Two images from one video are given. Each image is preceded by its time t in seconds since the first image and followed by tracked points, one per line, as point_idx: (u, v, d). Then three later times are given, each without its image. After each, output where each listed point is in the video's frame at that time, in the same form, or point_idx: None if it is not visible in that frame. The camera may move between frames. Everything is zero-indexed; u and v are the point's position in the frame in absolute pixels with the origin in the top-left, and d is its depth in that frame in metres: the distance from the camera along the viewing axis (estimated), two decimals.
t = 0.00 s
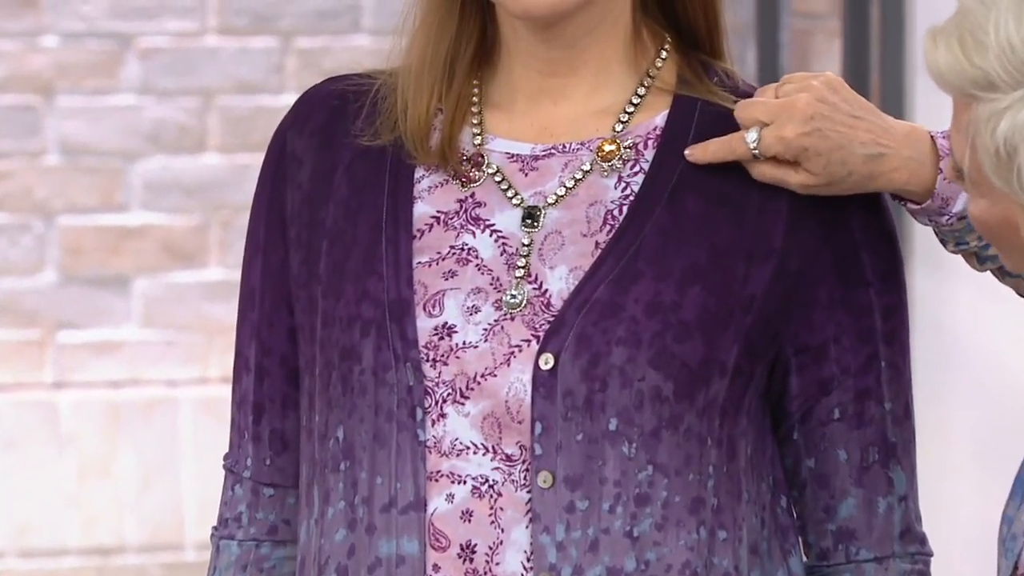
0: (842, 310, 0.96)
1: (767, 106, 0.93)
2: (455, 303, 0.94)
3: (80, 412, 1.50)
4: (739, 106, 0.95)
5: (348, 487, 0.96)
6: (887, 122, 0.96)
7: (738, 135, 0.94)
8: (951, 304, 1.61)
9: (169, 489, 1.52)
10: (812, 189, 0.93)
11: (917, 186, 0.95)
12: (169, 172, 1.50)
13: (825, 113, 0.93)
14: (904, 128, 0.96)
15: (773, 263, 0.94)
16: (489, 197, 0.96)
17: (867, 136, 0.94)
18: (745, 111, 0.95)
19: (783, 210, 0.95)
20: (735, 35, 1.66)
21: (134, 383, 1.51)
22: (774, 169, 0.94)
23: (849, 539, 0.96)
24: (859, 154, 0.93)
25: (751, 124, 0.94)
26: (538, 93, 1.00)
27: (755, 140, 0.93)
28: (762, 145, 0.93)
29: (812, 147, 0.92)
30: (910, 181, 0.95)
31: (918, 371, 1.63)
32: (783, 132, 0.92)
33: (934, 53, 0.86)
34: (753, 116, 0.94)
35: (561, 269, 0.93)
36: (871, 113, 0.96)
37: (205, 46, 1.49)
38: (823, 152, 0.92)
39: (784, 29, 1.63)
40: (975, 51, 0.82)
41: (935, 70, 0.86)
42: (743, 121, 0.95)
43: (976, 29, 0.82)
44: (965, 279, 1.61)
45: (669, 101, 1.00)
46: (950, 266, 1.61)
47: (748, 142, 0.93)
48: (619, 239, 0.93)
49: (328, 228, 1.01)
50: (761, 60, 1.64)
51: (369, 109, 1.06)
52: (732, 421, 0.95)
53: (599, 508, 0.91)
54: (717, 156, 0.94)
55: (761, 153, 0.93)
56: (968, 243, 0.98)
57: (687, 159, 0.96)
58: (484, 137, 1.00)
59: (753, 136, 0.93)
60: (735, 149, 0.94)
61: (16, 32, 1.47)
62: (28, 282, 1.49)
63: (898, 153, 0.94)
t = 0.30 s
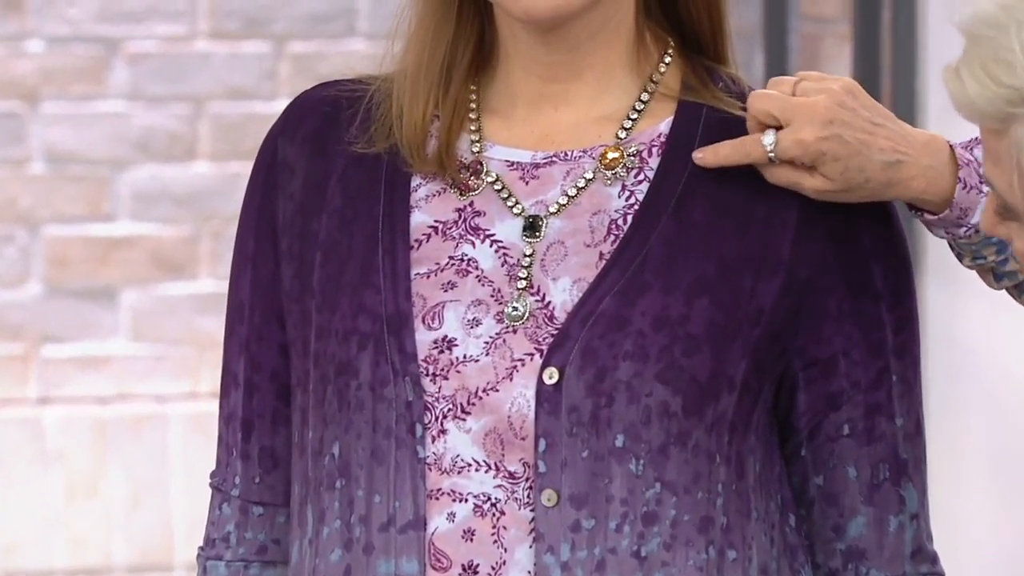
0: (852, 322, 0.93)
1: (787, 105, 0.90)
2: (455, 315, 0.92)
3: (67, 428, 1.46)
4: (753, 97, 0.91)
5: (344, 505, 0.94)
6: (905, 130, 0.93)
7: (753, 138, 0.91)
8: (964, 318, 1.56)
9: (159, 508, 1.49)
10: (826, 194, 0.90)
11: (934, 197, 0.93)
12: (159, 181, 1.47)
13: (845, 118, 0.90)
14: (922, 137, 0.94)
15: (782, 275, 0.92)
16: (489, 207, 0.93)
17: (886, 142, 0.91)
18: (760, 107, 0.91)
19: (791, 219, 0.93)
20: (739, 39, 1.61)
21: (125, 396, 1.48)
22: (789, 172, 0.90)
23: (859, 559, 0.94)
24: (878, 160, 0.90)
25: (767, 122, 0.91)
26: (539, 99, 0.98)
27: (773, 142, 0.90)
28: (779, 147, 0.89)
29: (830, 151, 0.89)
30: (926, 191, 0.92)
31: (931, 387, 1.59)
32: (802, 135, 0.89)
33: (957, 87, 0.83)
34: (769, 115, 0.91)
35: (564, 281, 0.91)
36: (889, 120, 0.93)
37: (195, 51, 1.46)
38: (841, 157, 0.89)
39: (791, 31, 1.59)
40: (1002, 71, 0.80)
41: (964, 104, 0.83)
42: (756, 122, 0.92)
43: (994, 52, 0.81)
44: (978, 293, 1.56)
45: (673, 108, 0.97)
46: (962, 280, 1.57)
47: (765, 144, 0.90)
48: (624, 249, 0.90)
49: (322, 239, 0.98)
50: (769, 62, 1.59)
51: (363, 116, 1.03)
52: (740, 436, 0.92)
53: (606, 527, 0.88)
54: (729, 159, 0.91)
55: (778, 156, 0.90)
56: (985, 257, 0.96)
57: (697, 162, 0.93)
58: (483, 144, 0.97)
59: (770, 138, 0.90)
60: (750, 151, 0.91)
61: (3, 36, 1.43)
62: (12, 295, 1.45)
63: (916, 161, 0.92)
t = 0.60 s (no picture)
0: (864, 334, 0.90)
1: (798, 109, 0.87)
2: (457, 328, 0.88)
3: (51, 444, 1.42)
4: (763, 98, 0.88)
5: (341, 524, 0.91)
6: (922, 130, 0.90)
7: (765, 143, 0.88)
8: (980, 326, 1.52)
9: (147, 526, 1.45)
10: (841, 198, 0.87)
11: (953, 199, 0.89)
12: (148, 189, 1.43)
13: (860, 121, 0.87)
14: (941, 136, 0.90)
15: (793, 285, 0.89)
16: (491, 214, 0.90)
17: (901, 144, 0.88)
18: (771, 111, 0.88)
19: (804, 227, 0.90)
20: (747, 42, 1.58)
21: (108, 413, 1.43)
22: (804, 175, 0.87)
23: None
24: (893, 164, 0.87)
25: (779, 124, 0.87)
26: (542, 103, 0.95)
27: (785, 149, 0.86)
28: (792, 155, 0.86)
29: (844, 156, 0.86)
30: (946, 194, 0.89)
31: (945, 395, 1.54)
32: (815, 139, 0.86)
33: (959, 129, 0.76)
34: (780, 119, 0.88)
35: (569, 291, 0.88)
36: (906, 120, 0.90)
37: (185, 54, 1.42)
38: (856, 162, 0.86)
39: (800, 32, 1.55)
40: (1008, 111, 0.73)
41: (968, 146, 0.76)
42: (768, 125, 0.89)
43: (997, 89, 0.74)
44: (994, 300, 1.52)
45: (679, 113, 0.94)
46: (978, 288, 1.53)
47: (778, 151, 0.87)
48: (631, 259, 0.87)
49: (316, 248, 0.95)
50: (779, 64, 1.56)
51: (359, 120, 0.99)
52: (751, 453, 0.89)
53: (614, 546, 0.85)
54: (741, 165, 0.88)
55: (791, 163, 0.87)
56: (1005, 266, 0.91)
57: (707, 167, 0.89)
58: (484, 150, 0.94)
59: (782, 143, 0.87)
60: (762, 157, 0.87)
61: None
62: None
63: (934, 163, 0.88)
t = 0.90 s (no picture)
0: (877, 343, 0.87)
1: (800, 125, 0.83)
2: (456, 337, 0.86)
3: (36, 457, 1.38)
4: (763, 114, 0.85)
5: (338, 538, 0.88)
6: (927, 144, 0.86)
7: (766, 162, 0.85)
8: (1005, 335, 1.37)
9: (135, 541, 1.42)
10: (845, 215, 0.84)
11: (958, 216, 0.86)
12: (136, 194, 1.38)
13: (863, 136, 0.84)
14: (946, 150, 0.87)
15: (804, 293, 0.86)
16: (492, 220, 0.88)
17: (906, 160, 0.85)
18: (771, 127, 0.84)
19: (815, 234, 0.87)
20: (756, 41, 1.56)
21: (95, 427, 1.39)
22: (806, 194, 0.84)
23: None
24: (898, 181, 0.84)
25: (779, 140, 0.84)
26: (545, 106, 0.92)
27: (786, 166, 0.83)
28: (794, 172, 0.83)
29: (848, 174, 0.83)
30: (952, 209, 0.85)
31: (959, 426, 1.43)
32: (818, 156, 0.83)
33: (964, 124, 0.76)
34: (781, 136, 0.84)
35: (573, 300, 0.85)
36: (910, 134, 0.86)
37: (174, 54, 1.37)
38: (859, 179, 0.83)
39: (809, 29, 1.51)
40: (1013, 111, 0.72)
41: (971, 143, 0.76)
42: (767, 142, 0.85)
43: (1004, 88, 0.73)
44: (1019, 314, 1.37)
45: (688, 115, 0.91)
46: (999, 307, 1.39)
47: (779, 169, 0.84)
48: (637, 266, 0.85)
49: (313, 253, 0.92)
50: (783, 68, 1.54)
51: (357, 122, 0.97)
52: (760, 466, 0.87)
53: (618, 562, 0.83)
54: (741, 185, 0.85)
55: (792, 181, 0.83)
56: (1015, 279, 0.86)
57: (707, 187, 0.86)
58: (485, 154, 0.91)
59: (784, 161, 0.84)
60: (762, 176, 0.84)
61: None
62: None
63: (940, 179, 0.85)
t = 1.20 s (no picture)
0: (889, 351, 0.85)
1: (830, 89, 0.81)
2: (455, 342, 0.83)
3: (20, 472, 1.35)
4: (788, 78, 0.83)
5: (332, 550, 0.86)
6: (955, 110, 0.84)
7: (793, 132, 0.82)
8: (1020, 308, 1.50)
9: (122, 556, 1.38)
10: (881, 181, 0.81)
11: (996, 178, 0.82)
12: (124, 199, 1.34)
13: (896, 98, 0.81)
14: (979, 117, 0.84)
15: (813, 299, 0.83)
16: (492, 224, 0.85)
17: (938, 123, 0.82)
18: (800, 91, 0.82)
19: (825, 239, 0.84)
20: (764, 39, 1.57)
21: (83, 438, 1.35)
22: (841, 160, 0.82)
23: None
24: (933, 143, 0.81)
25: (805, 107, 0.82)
26: (548, 107, 0.90)
27: (818, 133, 0.81)
28: (827, 138, 0.80)
29: (882, 137, 0.80)
30: (990, 173, 0.82)
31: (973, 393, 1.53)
32: (852, 119, 0.80)
33: None
34: (810, 100, 0.82)
35: (575, 305, 0.83)
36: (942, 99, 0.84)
37: (160, 55, 1.33)
38: (898, 141, 0.80)
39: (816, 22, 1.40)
40: None
41: None
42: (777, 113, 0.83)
43: None
44: None
45: (694, 116, 0.89)
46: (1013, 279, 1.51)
47: (810, 136, 0.81)
48: (641, 271, 0.82)
49: (309, 257, 0.90)
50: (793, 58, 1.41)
51: (355, 123, 0.95)
52: (767, 476, 0.84)
53: None
54: (772, 159, 0.83)
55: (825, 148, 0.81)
56: None
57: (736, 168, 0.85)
58: (486, 155, 0.89)
59: (813, 129, 0.81)
60: (794, 146, 0.82)
61: None
62: None
63: (973, 143, 0.82)
